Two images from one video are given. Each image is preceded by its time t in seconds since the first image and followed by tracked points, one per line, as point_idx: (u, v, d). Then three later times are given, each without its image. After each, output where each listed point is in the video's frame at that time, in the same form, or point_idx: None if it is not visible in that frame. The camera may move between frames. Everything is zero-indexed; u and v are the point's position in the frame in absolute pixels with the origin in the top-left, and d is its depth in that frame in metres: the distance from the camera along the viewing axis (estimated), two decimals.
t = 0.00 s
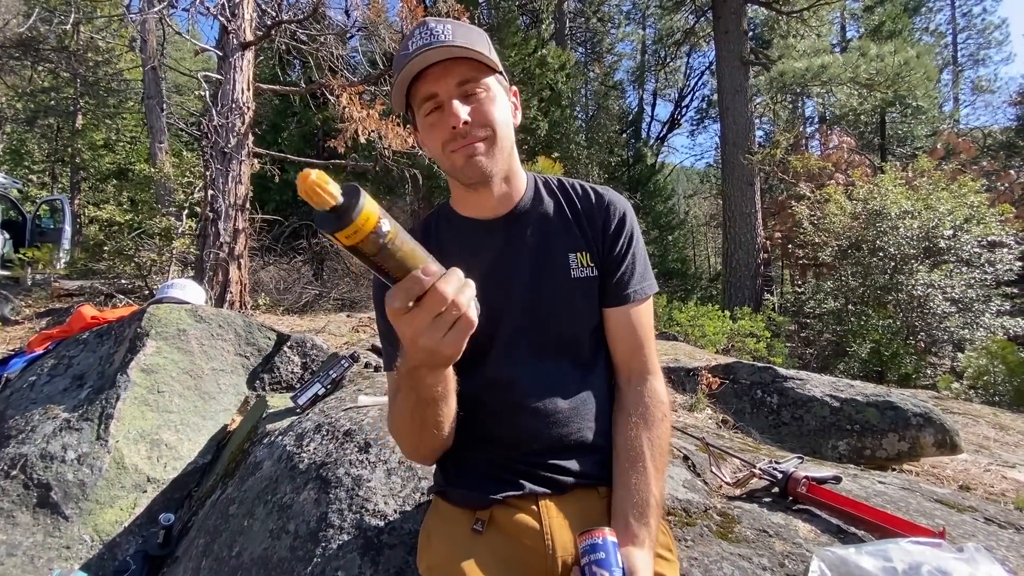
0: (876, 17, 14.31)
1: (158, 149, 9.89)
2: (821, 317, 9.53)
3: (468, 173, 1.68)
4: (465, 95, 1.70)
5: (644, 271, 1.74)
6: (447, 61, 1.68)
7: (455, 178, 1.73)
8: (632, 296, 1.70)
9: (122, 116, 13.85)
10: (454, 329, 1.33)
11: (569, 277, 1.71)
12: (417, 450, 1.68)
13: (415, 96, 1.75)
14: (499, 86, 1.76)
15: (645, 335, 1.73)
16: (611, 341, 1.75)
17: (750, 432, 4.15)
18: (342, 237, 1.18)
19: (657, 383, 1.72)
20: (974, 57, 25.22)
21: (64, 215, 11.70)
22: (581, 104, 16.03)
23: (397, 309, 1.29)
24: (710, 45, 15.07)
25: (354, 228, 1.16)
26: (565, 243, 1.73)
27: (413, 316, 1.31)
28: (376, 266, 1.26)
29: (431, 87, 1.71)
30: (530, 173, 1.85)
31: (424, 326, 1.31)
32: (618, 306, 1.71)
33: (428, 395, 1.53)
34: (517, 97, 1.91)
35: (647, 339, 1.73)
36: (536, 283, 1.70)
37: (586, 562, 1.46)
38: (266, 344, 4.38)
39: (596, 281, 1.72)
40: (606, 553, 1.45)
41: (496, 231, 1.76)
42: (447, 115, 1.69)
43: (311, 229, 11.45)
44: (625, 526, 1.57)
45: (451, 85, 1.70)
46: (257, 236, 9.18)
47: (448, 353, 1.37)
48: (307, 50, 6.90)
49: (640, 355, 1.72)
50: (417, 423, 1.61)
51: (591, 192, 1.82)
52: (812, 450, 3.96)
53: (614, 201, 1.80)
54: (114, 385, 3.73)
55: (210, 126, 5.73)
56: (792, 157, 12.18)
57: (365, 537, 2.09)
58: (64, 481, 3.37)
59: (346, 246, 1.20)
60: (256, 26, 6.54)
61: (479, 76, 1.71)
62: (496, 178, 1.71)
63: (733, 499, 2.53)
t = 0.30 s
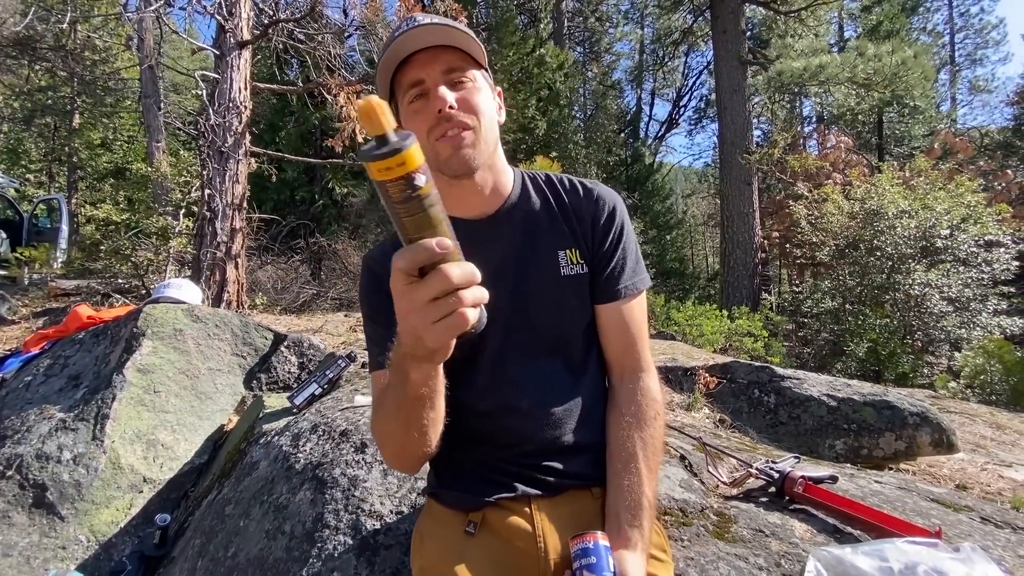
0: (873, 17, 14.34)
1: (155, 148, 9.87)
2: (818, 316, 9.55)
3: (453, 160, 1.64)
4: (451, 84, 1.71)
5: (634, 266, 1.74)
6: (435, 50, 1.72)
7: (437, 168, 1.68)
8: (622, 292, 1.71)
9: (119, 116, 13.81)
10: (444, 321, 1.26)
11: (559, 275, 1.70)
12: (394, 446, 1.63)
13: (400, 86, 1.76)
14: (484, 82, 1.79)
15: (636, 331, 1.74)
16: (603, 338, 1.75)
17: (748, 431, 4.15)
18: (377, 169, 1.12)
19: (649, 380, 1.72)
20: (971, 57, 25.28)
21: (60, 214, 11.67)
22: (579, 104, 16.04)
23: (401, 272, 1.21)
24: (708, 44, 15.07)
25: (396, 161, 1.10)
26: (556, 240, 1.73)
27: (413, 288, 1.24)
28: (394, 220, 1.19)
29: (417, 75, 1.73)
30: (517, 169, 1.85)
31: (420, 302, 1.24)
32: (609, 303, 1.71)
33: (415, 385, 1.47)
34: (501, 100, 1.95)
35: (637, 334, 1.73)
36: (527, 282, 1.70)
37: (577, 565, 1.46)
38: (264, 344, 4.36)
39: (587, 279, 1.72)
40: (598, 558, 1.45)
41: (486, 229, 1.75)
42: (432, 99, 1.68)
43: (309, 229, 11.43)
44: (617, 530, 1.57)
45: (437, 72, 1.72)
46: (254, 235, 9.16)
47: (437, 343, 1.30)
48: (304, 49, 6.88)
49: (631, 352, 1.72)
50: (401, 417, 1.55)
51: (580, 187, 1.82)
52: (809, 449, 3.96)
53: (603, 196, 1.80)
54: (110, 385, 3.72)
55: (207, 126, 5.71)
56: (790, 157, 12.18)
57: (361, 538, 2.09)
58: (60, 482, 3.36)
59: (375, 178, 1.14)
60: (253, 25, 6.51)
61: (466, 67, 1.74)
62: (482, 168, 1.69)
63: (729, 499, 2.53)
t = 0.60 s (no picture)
0: (872, 16, 14.34)
1: (153, 146, 9.85)
2: (816, 315, 9.55)
3: (451, 147, 1.62)
4: (452, 74, 1.73)
5: (630, 264, 1.74)
6: (436, 40, 1.74)
7: (434, 159, 1.67)
8: (618, 291, 1.71)
9: (117, 114, 13.78)
10: (453, 362, 1.29)
11: (557, 273, 1.69)
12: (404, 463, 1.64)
13: (401, 74, 1.78)
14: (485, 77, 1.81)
15: (632, 329, 1.73)
16: (599, 336, 1.74)
17: (746, 430, 4.15)
18: (400, 222, 1.16)
19: (645, 379, 1.72)
20: (969, 56, 25.32)
21: (58, 213, 11.64)
22: (578, 103, 16.04)
23: (415, 318, 1.25)
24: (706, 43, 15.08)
25: (418, 215, 1.15)
26: (553, 238, 1.72)
27: (427, 331, 1.27)
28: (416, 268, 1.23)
29: (417, 64, 1.75)
30: (514, 168, 1.85)
31: (432, 345, 1.27)
32: (606, 300, 1.71)
33: (425, 416, 1.49)
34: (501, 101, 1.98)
35: (633, 333, 1.73)
36: (525, 281, 1.69)
37: (571, 564, 1.46)
38: (262, 343, 4.36)
39: (584, 276, 1.71)
40: (592, 555, 1.44)
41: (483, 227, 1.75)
42: (432, 88, 1.70)
43: (307, 227, 11.42)
44: (612, 528, 1.57)
45: (438, 60, 1.74)
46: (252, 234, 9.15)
47: (449, 384, 1.33)
48: (302, 48, 6.86)
49: (627, 349, 1.72)
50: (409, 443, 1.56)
51: (576, 186, 1.82)
52: (807, 448, 3.96)
53: (599, 194, 1.80)
54: (107, 384, 3.71)
55: (204, 124, 5.69)
56: (788, 156, 12.18)
57: (359, 536, 2.09)
58: (57, 481, 3.35)
59: (398, 230, 1.19)
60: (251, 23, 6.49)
61: (466, 59, 1.77)
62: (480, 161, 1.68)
63: (728, 497, 2.53)
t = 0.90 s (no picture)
0: (870, 15, 14.36)
1: (151, 144, 9.84)
2: (815, 314, 9.56)
3: (464, 132, 1.64)
4: (481, 65, 1.74)
5: (637, 267, 1.73)
6: (472, 29, 1.75)
7: (447, 142, 1.69)
8: (624, 292, 1.69)
9: (115, 112, 13.76)
10: (326, 340, 1.32)
11: (562, 272, 1.69)
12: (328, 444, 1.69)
13: (430, 56, 1.79)
14: (514, 75, 1.82)
15: (638, 332, 1.72)
16: (604, 336, 1.73)
17: (745, 428, 4.15)
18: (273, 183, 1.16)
19: (650, 383, 1.70)
20: (967, 55, 25.37)
21: (56, 211, 11.62)
22: (577, 102, 16.03)
23: (297, 288, 1.29)
24: (705, 42, 15.07)
25: (288, 177, 1.13)
26: (559, 237, 1.72)
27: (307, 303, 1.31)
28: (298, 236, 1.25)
29: (449, 47, 1.75)
30: (525, 168, 1.85)
31: (309, 318, 1.31)
32: (613, 302, 1.70)
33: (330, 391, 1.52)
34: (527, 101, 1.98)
35: (638, 335, 1.72)
36: (529, 277, 1.68)
37: (572, 565, 1.45)
38: (261, 342, 4.35)
39: (590, 277, 1.71)
40: (593, 558, 1.44)
41: (488, 225, 1.75)
42: (459, 74, 1.71)
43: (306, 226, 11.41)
44: (614, 529, 1.57)
45: (470, 49, 1.75)
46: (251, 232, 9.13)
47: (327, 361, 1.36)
48: (301, 45, 6.84)
49: (633, 351, 1.71)
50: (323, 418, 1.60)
51: (585, 188, 1.81)
52: (807, 446, 3.96)
53: (608, 197, 1.80)
54: (106, 383, 3.70)
55: (203, 122, 5.67)
56: (787, 155, 12.15)
57: (359, 534, 2.08)
58: (56, 480, 3.33)
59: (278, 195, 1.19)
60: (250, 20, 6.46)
61: (498, 53, 1.77)
62: (494, 154, 1.69)
63: (728, 495, 2.52)
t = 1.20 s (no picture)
0: (869, 14, 14.39)
1: (149, 142, 9.82)
2: (814, 314, 9.55)
3: (484, 133, 1.66)
4: (504, 67, 1.74)
5: (644, 266, 1.74)
6: (499, 29, 1.74)
7: (464, 140, 1.71)
8: (632, 290, 1.70)
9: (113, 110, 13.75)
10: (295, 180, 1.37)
11: (569, 268, 1.70)
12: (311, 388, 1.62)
13: (453, 50, 1.77)
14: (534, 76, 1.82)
15: (643, 331, 1.73)
16: (609, 334, 1.73)
17: (744, 427, 4.15)
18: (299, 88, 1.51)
19: (654, 382, 1.71)
20: (965, 55, 25.41)
21: (53, 209, 11.59)
22: (576, 100, 16.02)
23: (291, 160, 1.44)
24: (705, 41, 15.06)
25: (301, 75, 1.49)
26: (566, 234, 1.73)
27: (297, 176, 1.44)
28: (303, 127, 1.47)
29: (473, 45, 1.74)
30: (535, 165, 1.85)
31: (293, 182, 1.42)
32: (620, 300, 1.70)
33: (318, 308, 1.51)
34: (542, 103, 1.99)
35: (643, 334, 1.72)
36: (535, 271, 1.69)
37: (576, 563, 1.44)
38: (260, 340, 4.35)
39: (596, 273, 1.71)
40: (596, 555, 1.43)
41: (494, 217, 1.75)
42: (481, 74, 1.71)
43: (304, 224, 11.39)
44: (617, 526, 1.56)
45: (494, 48, 1.74)
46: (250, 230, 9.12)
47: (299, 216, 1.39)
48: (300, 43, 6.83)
49: (638, 350, 1.71)
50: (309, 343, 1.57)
51: (593, 187, 1.82)
52: (806, 444, 3.96)
53: (616, 197, 1.80)
54: (105, 381, 3.68)
55: (202, 120, 5.66)
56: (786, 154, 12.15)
57: (360, 532, 2.08)
58: (55, 478, 3.32)
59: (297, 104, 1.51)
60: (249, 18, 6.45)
61: (522, 55, 1.77)
62: (511, 154, 1.70)
63: (729, 493, 2.52)
